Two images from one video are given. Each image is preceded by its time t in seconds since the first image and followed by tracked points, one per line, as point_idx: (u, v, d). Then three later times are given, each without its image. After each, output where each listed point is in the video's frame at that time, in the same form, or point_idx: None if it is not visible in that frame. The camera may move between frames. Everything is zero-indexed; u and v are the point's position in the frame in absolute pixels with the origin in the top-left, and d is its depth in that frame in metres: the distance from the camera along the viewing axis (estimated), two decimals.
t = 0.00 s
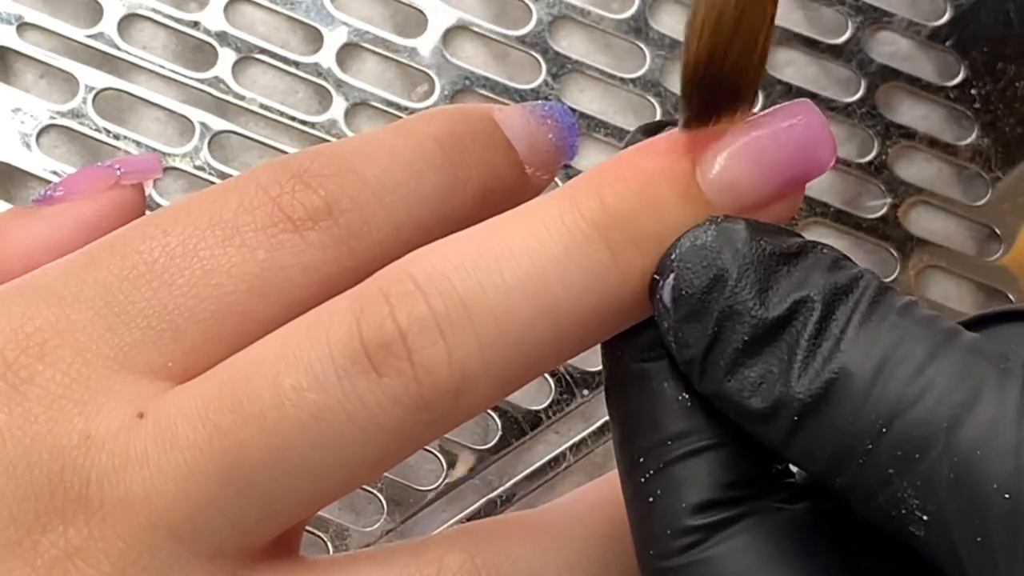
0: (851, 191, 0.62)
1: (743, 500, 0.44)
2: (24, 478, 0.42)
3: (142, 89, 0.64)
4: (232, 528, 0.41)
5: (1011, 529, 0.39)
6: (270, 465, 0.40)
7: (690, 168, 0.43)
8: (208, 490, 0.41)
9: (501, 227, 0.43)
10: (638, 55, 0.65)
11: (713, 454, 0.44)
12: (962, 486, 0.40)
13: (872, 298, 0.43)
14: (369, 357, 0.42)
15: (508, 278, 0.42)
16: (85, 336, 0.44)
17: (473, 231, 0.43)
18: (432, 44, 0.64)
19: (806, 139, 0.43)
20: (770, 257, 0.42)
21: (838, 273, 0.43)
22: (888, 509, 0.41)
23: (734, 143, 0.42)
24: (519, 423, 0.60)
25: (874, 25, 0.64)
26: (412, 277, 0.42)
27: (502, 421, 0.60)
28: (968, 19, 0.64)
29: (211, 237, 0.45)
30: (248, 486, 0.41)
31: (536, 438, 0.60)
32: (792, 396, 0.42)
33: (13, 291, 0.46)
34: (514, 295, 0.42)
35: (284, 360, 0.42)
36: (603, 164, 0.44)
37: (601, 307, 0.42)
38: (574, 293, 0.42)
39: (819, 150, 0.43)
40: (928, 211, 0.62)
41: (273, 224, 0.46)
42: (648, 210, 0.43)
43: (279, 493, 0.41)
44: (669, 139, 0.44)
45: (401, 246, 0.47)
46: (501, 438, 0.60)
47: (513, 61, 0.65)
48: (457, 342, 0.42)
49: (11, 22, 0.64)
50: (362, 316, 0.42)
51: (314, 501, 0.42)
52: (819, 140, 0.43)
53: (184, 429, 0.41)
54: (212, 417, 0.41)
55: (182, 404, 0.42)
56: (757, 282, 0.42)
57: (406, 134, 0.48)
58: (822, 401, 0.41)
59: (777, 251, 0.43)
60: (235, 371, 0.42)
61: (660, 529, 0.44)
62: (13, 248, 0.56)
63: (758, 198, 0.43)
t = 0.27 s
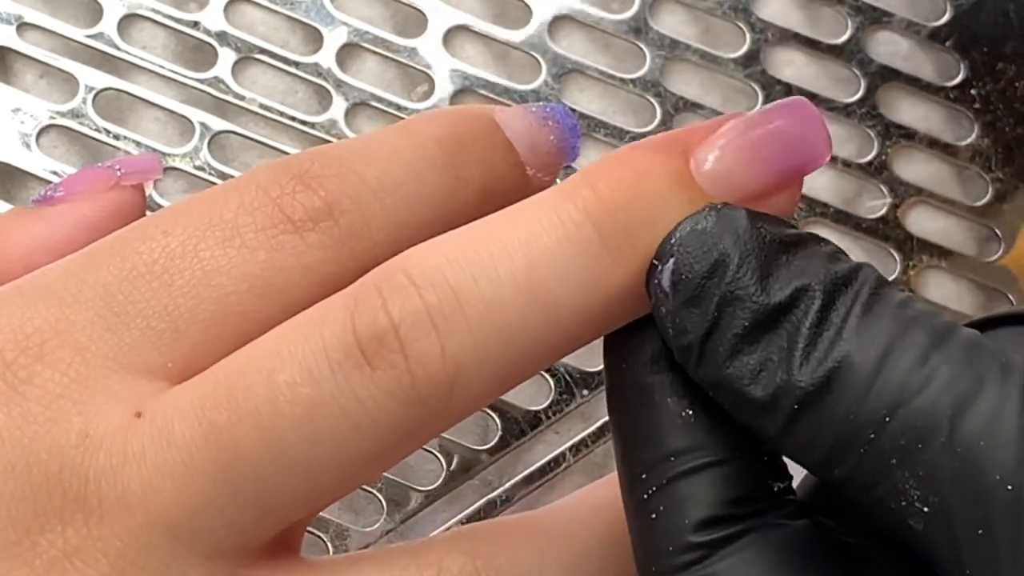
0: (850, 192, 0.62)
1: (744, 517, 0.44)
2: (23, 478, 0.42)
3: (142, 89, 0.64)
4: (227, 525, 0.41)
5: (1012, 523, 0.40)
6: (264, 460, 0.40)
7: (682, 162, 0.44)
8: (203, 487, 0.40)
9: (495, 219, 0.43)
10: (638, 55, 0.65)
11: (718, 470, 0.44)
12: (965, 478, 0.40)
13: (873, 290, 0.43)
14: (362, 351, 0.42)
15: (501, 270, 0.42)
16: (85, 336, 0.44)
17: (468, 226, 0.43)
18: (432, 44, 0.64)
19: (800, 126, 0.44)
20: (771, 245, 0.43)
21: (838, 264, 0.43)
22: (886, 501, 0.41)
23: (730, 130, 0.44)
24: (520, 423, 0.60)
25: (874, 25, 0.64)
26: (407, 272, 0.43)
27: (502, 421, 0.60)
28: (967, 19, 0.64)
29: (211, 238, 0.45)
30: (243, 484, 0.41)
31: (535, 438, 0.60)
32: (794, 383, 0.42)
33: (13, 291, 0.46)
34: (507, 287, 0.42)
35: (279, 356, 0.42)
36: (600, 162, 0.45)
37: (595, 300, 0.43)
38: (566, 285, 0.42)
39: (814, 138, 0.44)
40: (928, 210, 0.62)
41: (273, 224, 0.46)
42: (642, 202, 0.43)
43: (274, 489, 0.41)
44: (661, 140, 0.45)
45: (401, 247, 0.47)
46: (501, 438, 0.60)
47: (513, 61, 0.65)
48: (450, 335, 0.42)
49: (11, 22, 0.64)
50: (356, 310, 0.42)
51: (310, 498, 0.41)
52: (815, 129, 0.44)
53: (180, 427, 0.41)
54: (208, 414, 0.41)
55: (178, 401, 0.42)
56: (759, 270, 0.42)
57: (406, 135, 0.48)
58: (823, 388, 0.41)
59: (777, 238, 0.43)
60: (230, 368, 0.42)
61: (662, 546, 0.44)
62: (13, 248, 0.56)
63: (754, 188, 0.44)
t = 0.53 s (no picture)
0: (850, 192, 0.62)
1: (737, 494, 0.44)
2: (21, 476, 0.42)
3: (142, 88, 0.64)
4: (218, 516, 0.41)
5: (1010, 472, 0.40)
6: (252, 449, 0.40)
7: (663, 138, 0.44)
8: (192, 477, 0.40)
9: (478, 202, 0.43)
10: (638, 55, 0.65)
11: (707, 447, 0.44)
12: (964, 429, 0.40)
13: (861, 252, 0.44)
14: (348, 336, 0.42)
15: (487, 252, 0.42)
16: (83, 334, 0.44)
17: (452, 210, 0.43)
18: (432, 44, 0.64)
19: (781, 102, 0.44)
20: (758, 208, 0.43)
21: (825, 229, 0.44)
22: (884, 459, 0.42)
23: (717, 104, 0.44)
24: (519, 422, 0.60)
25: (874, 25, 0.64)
26: (392, 257, 0.43)
27: (502, 421, 0.60)
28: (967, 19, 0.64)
29: (209, 236, 0.45)
30: (234, 474, 0.40)
31: (535, 438, 0.60)
32: (787, 341, 0.42)
33: (12, 289, 0.46)
34: (492, 270, 0.42)
35: (266, 346, 0.42)
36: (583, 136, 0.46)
37: (581, 282, 0.43)
38: (552, 265, 0.43)
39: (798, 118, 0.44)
40: (928, 210, 0.62)
41: (272, 222, 0.46)
42: (626, 183, 0.44)
43: (264, 479, 0.41)
44: (638, 116, 0.45)
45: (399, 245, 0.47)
46: (501, 438, 0.60)
47: (512, 61, 0.65)
48: (436, 316, 0.42)
49: (11, 22, 0.64)
50: (341, 298, 0.42)
51: (300, 488, 0.41)
52: (796, 105, 0.44)
53: (171, 420, 0.41)
54: (198, 406, 0.41)
55: (169, 395, 0.42)
56: (747, 233, 0.42)
57: (404, 133, 0.48)
58: (816, 346, 0.42)
59: (764, 202, 0.43)
60: (218, 360, 0.42)
61: (654, 523, 0.44)
62: (14, 248, 0.56)
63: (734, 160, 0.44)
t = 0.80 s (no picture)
0: (850, 192, 0.62)
1: (740, 487, 0.44)
2: (22, 476, 0.42)
3: (142, 88, 0.64)
4: (218, 516, 0.41)
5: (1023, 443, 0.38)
6: (253, 448, 0.40)
7: (661, 138, 0.45)
8: (192, 477, 0.40)
9: (476, 202, 0.44)
10: (639, 55, 0.65)
11: (707, 441, 0.44)
12: (973, 401, 0.39)
13: (864, 238, 0.43)
14: (347, 336, 0.42)
15: (486, 251, 0.42)
16: (83, 334, 0.44)
17: (451, 209, 0.43)
18: (432, 44, 0.64)
19: (775, 100, 0.44)
20: (757, 197, 0.43)
21: (824, 219, 0.44)
22: (893, 438, 0.41)
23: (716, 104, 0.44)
24: (519, 422, 0.60)
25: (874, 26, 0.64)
26: (391, 256, 0.43)
27: (502, 421, 0.60)
28: (968, 19, 0.63)
29: (209, 236, 0.45)
30: (234, 474, 0.40)
31: (535, 439, 0.60)
32: (791, 324, 0.42)
33: (12, 290, 0.46)
34: (491, 269, 0.42)
35: (265, 347, 0.42)
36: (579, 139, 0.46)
37: (581, 281, 0.43)
38: (552, 265, 0.43)
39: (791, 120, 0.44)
40: (927, 210, 0.62)
41: (271, 222, 0.46)
42: (626, 184, 0.44)
43: (263, 478, 0.41)
44: (635, 118, 0.46)
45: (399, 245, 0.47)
46: (501, 438, 0.60)
47: (512, 61, 0.65)
48: (435, 313, 0.42)
49: (11, 22, 0.64)
50: (339, 298, 0.42)
51: (301, 487, 0.41)
52: (790, 105, 0.45)
53: (170, 421, 0.41)
54: (198, 407, 0.41)
55: (169, 396, 0.42)
56: (748, 221, 0.42)
57: (404, 133, 0.48)
58: (820, 330, 0.42)
59: (763, 194, 0.43)
60: (216, 361, 0.42)
61: (656, 518, 0.44)
62: (13, 247, 0.56)
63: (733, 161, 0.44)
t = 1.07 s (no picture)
0: (851, 192, 0.62)
1: (743, 494, 0.44)
2: (22, 477, 0.42)
3: (142, 88, 0.64)
4: (223, 519, 0.41)
5: None
6: (258, 452, 0.40)
7: (666, 147, 0.45)
8: (197, 479, 0.40)
9: (483, 207, 0.44)
10: (639, 55, 0.65)
11: (711, 447, 0.44)
12: (977, 405, 0.40)
13: (868, 246, 0.44)
14: (353, 340, 0.42)
15: (492, 255, 0.42)
16: (83, 335, 0.44)
17: (457, 214, 0.44)
18: (432, 44, 0.64)
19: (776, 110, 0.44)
20: (761, 206, 0.43)
21: (829, 225, 0.44)
22: (897, 442, 0.42)
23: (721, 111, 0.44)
24: (519, 422, 0.60)
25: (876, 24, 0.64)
26: (396, 260, 0.43)
27: (502, 421, 0.60)
28: (968, 18, 0.64)
29: (210, 237, 0.45)
30: (238, 477, 0.41)
31: (535, 438, 0.60)
32: (797, 329, 0.42)
33: (12, 290, 0.46)
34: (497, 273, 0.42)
35: (269, 349, 0.42)
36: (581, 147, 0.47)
37: (587, 287, 0.43)
38: (557, 270, 0.43)
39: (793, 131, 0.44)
40: (928, 211, 0.62)
41: (272, 223, 0.46)
42: (632, 191, 0.44)
43: (268, 482, 0.41)
44: (640, 126, 0.46)
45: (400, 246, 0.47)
46: (501, 438, 0.60)
47: (513, 61, 0.65)
48: (441, 319, 0.42)
49: (11, 22, 0.64)
50: (344, 301, 0.42)
51: (304, 491, 0.41)
52: (792, 114, 0.44)
53: (174, 422, 0.41)
54: (201, 409, 0.41)
55: (172, 397, 0.42)
56: (753, 228, 0.43)
57: (405, 133, 0.48)
58: (825, 334, 0.42)
59: (768, 202, 0.43)
60: (220, 363, 0.42)
61: (661, 523, 0.44)
62: (13, 247, 0.56)
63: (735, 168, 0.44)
